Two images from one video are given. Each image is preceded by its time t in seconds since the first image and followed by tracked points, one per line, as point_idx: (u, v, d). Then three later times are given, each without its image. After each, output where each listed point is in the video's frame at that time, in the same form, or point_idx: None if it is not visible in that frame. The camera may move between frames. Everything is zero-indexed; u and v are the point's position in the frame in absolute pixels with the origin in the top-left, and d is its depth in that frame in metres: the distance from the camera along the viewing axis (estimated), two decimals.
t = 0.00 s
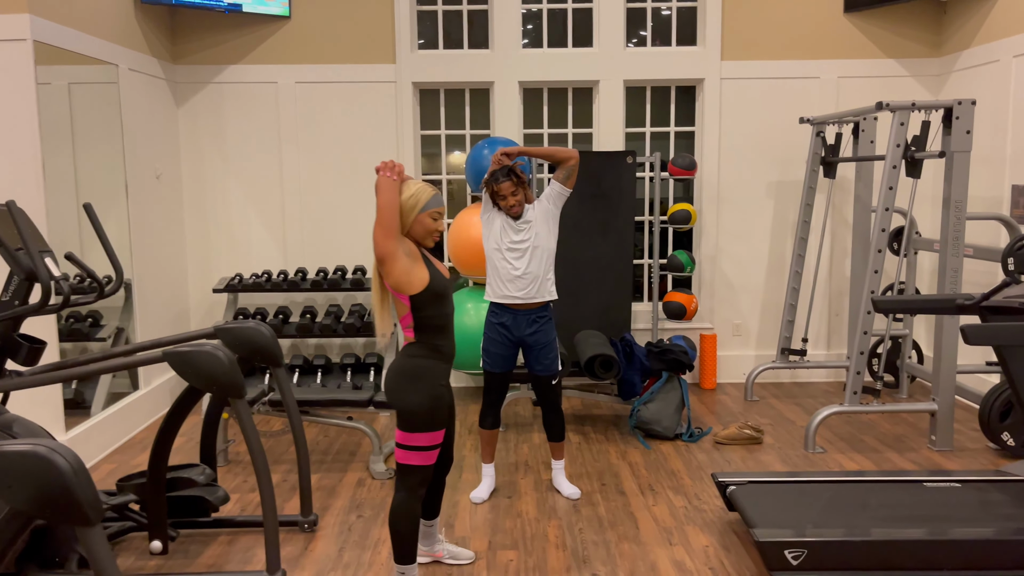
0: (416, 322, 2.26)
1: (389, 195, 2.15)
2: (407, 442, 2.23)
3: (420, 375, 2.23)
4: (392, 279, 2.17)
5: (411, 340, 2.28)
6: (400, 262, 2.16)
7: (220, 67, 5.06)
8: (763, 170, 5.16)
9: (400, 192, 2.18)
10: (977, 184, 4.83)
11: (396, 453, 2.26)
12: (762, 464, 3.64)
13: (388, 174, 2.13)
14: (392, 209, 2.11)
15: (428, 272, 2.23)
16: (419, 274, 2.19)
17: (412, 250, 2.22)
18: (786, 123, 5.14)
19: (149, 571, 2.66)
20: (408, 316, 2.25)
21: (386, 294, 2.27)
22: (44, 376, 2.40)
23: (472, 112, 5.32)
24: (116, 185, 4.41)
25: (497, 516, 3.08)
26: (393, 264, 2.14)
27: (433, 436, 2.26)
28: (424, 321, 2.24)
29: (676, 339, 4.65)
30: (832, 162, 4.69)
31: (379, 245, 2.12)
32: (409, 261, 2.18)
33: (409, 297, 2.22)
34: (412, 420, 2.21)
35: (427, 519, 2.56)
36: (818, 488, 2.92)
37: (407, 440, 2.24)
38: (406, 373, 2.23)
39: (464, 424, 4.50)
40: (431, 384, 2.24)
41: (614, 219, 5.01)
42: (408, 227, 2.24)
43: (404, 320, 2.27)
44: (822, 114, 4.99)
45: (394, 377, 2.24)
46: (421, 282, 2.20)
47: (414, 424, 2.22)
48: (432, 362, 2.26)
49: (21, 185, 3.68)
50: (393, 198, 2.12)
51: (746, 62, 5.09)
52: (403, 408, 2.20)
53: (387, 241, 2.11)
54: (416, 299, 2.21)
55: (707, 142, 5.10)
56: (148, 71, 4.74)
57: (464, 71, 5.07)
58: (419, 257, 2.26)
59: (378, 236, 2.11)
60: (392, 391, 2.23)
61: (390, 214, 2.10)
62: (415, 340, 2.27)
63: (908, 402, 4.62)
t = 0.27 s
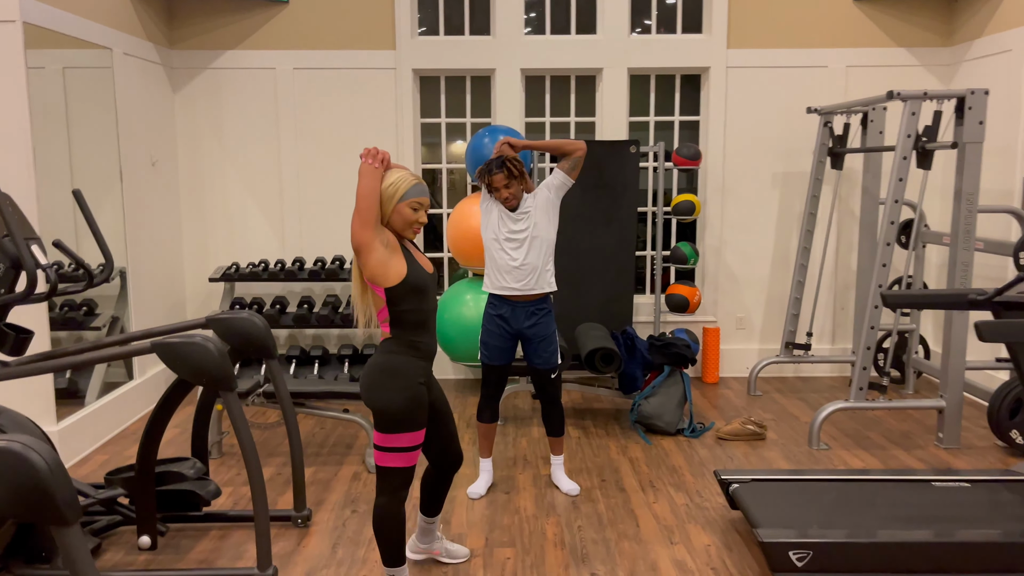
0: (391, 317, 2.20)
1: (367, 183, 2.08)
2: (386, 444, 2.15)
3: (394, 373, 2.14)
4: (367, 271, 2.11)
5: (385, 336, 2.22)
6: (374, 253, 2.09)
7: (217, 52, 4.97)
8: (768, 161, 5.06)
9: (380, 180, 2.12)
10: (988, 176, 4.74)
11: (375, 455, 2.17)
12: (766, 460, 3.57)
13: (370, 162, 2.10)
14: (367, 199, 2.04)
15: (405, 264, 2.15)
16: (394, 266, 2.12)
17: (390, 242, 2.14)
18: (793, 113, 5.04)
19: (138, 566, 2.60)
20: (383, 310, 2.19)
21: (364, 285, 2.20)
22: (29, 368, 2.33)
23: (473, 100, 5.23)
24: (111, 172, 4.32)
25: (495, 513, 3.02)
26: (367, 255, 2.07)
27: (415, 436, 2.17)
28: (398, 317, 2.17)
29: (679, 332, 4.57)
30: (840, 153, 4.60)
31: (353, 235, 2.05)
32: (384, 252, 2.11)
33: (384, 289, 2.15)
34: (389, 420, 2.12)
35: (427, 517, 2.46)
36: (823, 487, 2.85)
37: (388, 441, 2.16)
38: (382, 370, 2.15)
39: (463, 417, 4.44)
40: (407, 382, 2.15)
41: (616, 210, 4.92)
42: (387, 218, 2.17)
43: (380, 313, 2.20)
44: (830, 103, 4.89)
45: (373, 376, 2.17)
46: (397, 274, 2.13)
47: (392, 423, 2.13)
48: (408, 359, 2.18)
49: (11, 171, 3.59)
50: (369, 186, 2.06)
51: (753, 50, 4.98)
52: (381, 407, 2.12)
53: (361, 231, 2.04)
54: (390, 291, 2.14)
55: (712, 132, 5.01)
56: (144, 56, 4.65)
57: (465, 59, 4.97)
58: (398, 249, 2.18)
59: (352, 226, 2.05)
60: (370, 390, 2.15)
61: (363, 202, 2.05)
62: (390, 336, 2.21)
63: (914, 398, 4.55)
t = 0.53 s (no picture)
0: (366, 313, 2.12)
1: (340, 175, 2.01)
2: (369, 443, 2.08)
3: (371, 370, 2.07)
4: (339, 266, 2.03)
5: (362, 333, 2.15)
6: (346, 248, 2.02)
7: (212, 37, 4.87)
8: (776, 153, 4.95)
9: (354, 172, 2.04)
10: (1001, 170, 4.61)
11: (358, 456, 2.10)
12: (769, 460, 3.48)
13: (342, 153, 2.01)
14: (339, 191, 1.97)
15: (379, 259, 2.07)
16: (366, 261, 2.04)
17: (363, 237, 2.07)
18: (803, 104, 4.92)
19: (122, 567, 2.52)
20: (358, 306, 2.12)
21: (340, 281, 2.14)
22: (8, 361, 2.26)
23: (474, 89, 5.12)
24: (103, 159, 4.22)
25: (491, 513, 2.93)
26: (339, 250, 2.00)
27: (398, 434, 2.10)
28: (376, 315, 2.09)
29: (682, 328, 4.46)
30: (850, 145, 4.48)
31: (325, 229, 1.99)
32: (357, 247, 2.03)
33: (356, 285, 2.07)
34: (371, 418, 2.05)
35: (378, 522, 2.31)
36: (830, 490, 2.76)
37: (372, 440, 2.08)
38: (359, 368, 2.08)
39: (461, 412, 4.36)
40: (385, 379, 2.07)
41: (619, 202, 4.81)
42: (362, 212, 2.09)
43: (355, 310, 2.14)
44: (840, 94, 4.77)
45: (353, 375, 2.08)
46: (370, 270, 2.04)
47: (376, 422, 2.06)
48: (385, 355, 2.10)
49: None
50: (341, 178, 1.99)
51: (761, 39, 4.86)
52: (362, 405, 2.04)
53: (331, 224, 1.97)
54: (363, 288, 2.06)
55: (718, 123, 4.89)
56: (137, 40, 4.54)
57: (466, 46, 4.86)
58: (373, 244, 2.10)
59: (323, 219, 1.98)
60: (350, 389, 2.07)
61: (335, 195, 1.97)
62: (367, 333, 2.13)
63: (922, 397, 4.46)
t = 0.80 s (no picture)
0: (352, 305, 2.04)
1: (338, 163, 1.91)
2: (363, 438, 2.00)
3: (364, 362, 2.01)
4: (330, 257, 1.94)
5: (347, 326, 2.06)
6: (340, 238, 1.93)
7: (210, 25, 4.78)
8: (783, 146, 4.86)
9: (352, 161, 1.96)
10: (1014, 164, 4.51)
11: (352, 451, 2.03)
12: (775, 460, 3.42)
13: (337, 139, 1.90)
14: (338, 178, 1.88)
15: (371, 252, 2.01)
16: (360, 254, 1.97)
17: (356, 228, 1.99)
18: (811, 96, 4.82)
19: (112, 567, 2.46)
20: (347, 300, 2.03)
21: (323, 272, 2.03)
22: None
23: (476, 79, 5.03)
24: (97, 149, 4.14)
25: (490, 514, 2.87)
26: (334, 240, 1.91)
27: (390, 424, 2.05)
28: (368, 308, 2.04)
29: (687, 324, 4.39)
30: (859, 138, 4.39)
31: (320, 217, 1.89)
32: (350, 238, 1.95)
33: (346, 278, 1.99)
34: (365, 412, 2.00)
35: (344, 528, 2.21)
36: (838, 493, 2.69)
37: (365, 435, 2.01)
38: (350, 361, 2.01)
39: (461, 408, 4.29)
40: (380, 371, 2.03)
41: (623, 195, 4.73)
42: (353, 202, 2.01)
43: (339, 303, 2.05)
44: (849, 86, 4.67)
45: (341, 370, 2.01)
46: (362, 263, 1.98)
47: (369, 415, 2.01)
48: (377, 347, 2.05)
49: None
50: (340, 166, 1.90)
51: (769, 29, 4.75)
52: (355, 400, 1.99)
53: (328, 213, 1.88)
54: (354, 280, 1.99)
55: (724, 115, 4.80)
56: (133, 27, 4.45)
57: (467, 35, 4.76)
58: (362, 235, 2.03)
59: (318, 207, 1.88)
60: (341, 384, 2.00)
61: (332, 184, 1.87)
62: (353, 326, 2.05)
63: (930, 396, 4.38)
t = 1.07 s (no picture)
0: (341, 300, 1.95)
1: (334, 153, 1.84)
2: (372, 433, 1.94)
3: (352, 360, 1.95)
4: (320, 250, 1.86)
5: (334, 322, 1.97)
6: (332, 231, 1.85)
7: (207, 15, 4.69)
8: (790, 138, 4.78)
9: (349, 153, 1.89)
10: None
11: (366, 450, 1.97)
12: (785, 457, 3.36)
13: (334, 128, 1.84)
14: (334, 169, 1.81)
15: (363, 248, 1.93)
16: (351, 249, 1.89)
17: (349, 222, 1.91)
18: (819, 87, 4.74)
19: (109, 571, 2.40)
20: (335, 293, 1.94)
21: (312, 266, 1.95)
22: None
23: (478, 70, 4.94)
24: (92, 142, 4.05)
25: (496, 514, 2.81)
26: (326, 233, 1.83)
27: (392, 416, 1.98)
28: (365, 301, 1.98)
29: (692, 318, 4.32)
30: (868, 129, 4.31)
31: (313, 207, 1.81)
32: (342, 232, 1.88)
33: (337, 272, 1.91)
34: (360, 408, 1.94)
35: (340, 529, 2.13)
36: (852, 493, 2.63)
37: (370, 431, 1.94)
38: (337, 360, 1.94)
39: (464, 405, 4.23)
40: (366, 367, 1.98)
41: (628, 187, 4.65)
42: (348, 196, 1.94)
43: (328, 299, 1.95)
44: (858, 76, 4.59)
45: (327, 370, 1.95)
46: (354, 258, 1.90)
47: (367, 409, 1.95)
48: (361, 342, 1.98)
49: None
50: (336, 156, 1.82)
51: (776, 18, 4.67)
52: (349, 398, 1.94)
53: (322, 204, 1.80)
54: (349, 276, 1.92)
55: (731, 106, 4.72)
56: (128, 18, 4.36)
57: (469, 25, 4.68)
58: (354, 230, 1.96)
59: (311, 198, 1.81)
60: (330, 384, 1.95)
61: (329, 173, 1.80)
62: (340, 321, 1.96)
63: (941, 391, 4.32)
